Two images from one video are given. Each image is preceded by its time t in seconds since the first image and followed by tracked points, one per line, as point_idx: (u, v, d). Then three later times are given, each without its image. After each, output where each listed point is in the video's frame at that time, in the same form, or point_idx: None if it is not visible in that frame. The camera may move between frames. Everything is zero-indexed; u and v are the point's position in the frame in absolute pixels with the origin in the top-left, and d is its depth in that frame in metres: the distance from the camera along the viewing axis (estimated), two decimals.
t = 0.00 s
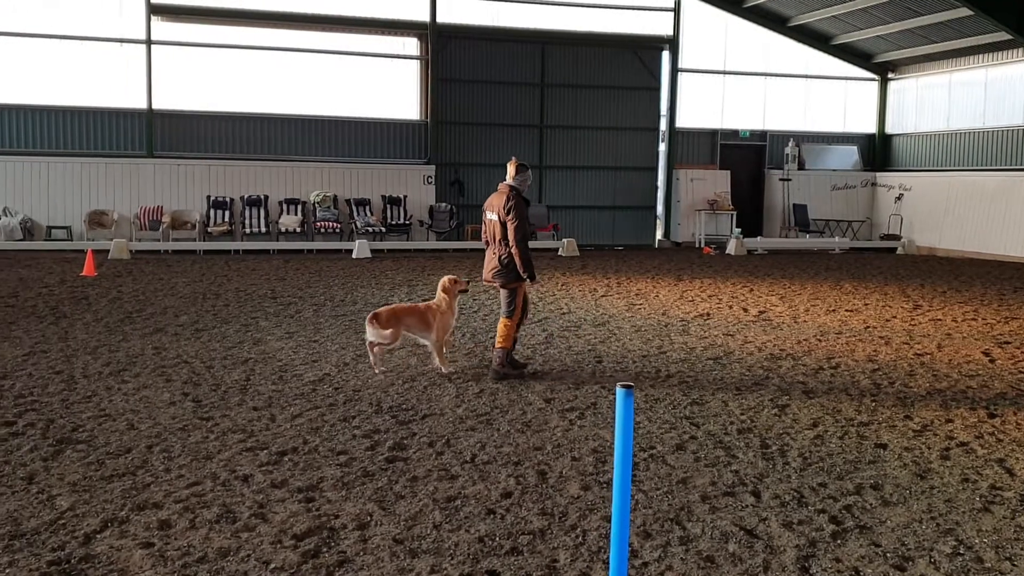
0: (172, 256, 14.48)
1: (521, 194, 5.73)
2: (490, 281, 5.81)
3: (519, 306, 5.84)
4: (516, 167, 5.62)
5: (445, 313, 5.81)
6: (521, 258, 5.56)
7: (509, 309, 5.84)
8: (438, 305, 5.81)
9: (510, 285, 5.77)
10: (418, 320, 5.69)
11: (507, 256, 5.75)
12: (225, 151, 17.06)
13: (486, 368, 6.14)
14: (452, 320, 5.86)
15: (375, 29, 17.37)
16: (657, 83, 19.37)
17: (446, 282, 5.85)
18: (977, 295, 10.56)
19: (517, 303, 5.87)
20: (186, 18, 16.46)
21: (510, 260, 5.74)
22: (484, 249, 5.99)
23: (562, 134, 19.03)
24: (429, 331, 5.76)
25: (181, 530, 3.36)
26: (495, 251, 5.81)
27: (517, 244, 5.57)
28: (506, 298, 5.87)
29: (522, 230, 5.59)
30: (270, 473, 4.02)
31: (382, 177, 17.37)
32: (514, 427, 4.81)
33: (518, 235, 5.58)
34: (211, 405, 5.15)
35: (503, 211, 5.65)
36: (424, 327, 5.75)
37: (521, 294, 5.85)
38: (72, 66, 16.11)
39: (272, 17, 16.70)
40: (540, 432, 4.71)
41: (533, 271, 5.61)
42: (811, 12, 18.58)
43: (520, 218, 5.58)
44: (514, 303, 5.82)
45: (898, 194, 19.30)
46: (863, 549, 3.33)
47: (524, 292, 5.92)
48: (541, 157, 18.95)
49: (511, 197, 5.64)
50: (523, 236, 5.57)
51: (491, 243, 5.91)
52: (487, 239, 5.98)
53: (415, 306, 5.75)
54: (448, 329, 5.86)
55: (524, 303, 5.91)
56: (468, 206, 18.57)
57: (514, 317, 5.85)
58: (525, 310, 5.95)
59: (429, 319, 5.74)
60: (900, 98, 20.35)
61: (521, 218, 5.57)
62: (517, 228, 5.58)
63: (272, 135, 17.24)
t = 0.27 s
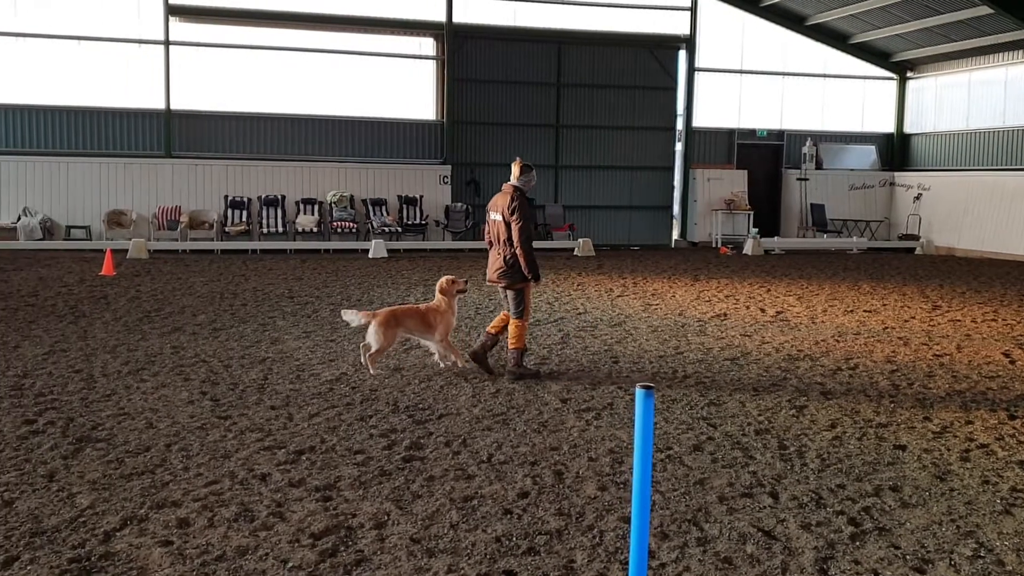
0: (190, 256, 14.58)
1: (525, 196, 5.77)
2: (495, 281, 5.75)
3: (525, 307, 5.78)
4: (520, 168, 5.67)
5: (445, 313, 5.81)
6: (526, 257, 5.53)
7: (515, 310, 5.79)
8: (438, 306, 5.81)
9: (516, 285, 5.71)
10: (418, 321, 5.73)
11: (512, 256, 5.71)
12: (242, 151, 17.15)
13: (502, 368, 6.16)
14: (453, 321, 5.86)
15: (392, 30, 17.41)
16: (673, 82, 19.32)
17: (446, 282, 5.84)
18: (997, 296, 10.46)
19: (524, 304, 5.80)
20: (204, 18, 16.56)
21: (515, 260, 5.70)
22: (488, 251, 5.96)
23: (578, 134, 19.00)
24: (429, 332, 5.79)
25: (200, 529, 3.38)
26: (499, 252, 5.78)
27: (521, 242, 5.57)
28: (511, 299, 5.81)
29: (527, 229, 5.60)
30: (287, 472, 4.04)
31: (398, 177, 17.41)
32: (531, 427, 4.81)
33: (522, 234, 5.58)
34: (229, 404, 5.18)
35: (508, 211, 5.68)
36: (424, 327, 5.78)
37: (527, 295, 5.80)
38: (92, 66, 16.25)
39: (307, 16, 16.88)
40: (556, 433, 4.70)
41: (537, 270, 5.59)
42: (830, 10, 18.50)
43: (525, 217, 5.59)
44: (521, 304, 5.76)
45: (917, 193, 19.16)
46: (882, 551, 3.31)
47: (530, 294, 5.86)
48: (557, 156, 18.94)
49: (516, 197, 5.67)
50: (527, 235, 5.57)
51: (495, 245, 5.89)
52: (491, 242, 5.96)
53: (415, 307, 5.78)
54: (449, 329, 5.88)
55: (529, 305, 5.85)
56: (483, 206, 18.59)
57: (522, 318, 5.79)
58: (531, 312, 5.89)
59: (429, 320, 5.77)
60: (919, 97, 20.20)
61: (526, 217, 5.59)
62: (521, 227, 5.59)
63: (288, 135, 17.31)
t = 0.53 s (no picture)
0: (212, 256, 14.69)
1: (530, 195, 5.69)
2: (497, 281, 5.76)
3: (532, 306, 5.80)
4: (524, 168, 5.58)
5: (449, 311, 5.83)
6: (528, 260, 5.50)
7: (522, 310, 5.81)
8: (442, 304, 5.84)
9: (519, 286, 5.71)
10: (421, 317, 5.78)
11: (515, 257, 5.69)
12: (264, 152, 17.27)
13: (523, 368, 6.17)
14: (458, 319, 5.86)
15: (412, 30, 17.46)
16: (695, 82, 19.24)
17: (449, 282, 5.84)
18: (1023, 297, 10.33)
19: (529, 304, 5.81)
20: (226, 19, 16.68)
21: (518, 261, 5.68)
22: (491, 249, 5.92)
23: (598, 134, 18.96)
24: (433, 330, 5.83)
25: (224, 527, 3.40)
26: (502, 252, 5.75)
27: (523, 244, 5.52)
28: (515, 299, 5.82)
29: (529, 231, 5.54)
30: (309, 471, 4.06)
31: (419, 177, 17.46)
32: (552, 427, 4.81)
33: (524, 236, 5.52)
34: (252, 403, 5.22)
35: (511, 211, 5.62)
36: (429, 325, 5.82)
37: (532, 295, 5.80)
38: (116, 67, 16.42)
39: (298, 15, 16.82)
40: (577, 433, 4.70)
41: (539, 272, 5.55)
42: (853, 8, 18.37)
43: (528, 219, 5.53)
44: (527, 304, 5.78)
45: (941, 193, 18.96)
46: (906, 554, 3.28)
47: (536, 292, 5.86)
48: (577, 156, 18.91)
49: (519, 198, 5.60)
50: (529, 237, 5.51)
51: (498, 244, 5.85)
52: (493, 240, 5.92)
53: (420, 306, 5.85)
54: (455, 328, 5.89)
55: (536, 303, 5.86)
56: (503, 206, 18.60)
57: (530, 317, 5.82)
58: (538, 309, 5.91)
59: (432, 317, 5.81)
60: (944, 96, 19.99)
61: (529, 219, 5.52)
62: (523, 229, 5.53)
63: (308, 136, 17.40)
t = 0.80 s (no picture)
0: (224, 254, 14.75)
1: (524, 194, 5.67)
2: (490, 280, 5.73)
3: (534, 303, 5.81)
4: (521, 167, 5.57)
5: (450, 311, 5.79)
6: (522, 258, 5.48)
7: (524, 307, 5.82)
8: (443, 302, 5.80)
9: (512, 285, 5.69)
10: (422, 316, 5.73)
11: (508, 255, 5.67)
12: (276, 152, 17.33)
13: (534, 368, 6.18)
14: (458, 317, 5.84)
15: (424, 30, 17.48)
16: (707, 81, 19.19)
17: (450, 280, 5.80)
18: None
19: (530, 301, 5.81)
20: (238, 19, 16.75)
21: (511, 260, 5.66)
22: (484, 248, 5.90)
23: (609, 133, 18.93)
24: (433, 329, 5.79)
25: (236, 526, 3.42)
26: (495, 250, 5.73)
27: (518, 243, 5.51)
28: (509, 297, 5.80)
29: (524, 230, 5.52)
30: (321, 470, 4.07)
31: (430, 176, 17.48)
32: (563, 427, 4.80)
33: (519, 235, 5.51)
34: (264, 401, 5.24)
35: (506, 210, 5.59)
36: (428, 324, 5.78)
37: (527, 293, 5.79)
38: (129, 65, 16.49)
39: (321, 18, 16.92)
40: (588, 433, 4.70)
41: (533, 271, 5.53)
42: (866, 7, 18.30)
43: (523, 217, 5.52)
44: (529, 302, 5.79)
45: (954, 193, 18.86)
46: (919, 555, 3.26)
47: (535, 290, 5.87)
48: (588, 156, 18.89)
49: (515, 197, 5.58)
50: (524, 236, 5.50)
51: (491, 243, 5.83)
52: (486, 239, 5.90)
53: (421, 303, 5.79)
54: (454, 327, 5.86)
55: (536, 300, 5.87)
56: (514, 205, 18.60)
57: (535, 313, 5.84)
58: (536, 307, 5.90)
59: (434, 317, 5.76)
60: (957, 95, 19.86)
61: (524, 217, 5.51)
62: (518, 228, 5.52)
63: (319, 135, 17.45)
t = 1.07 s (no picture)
0: (232, 254, 14.78)
1: (521, 193, 5.67)
2: (489, 279, 5.74)
3: (526, 303, 5.74)
4: (515, 166, 5.55)
5: (448, 311, 5.79)
6: (519, 257, 5.47)
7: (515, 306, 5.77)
8: (440, 303, 5.79)
9: (511, 284, 5.69)
10: (421, 317, 5.71)
11: (505, 254, 5.67)
12: (284, 152, 17.37)
13: (541, 368, 6.18)
14: (454, 318, 5.84)
15: (431, 30, 17.49)
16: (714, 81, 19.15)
17: (448, 281, 5.80)
18: None
19: (523, 300, 5.76)
20: (246, 19, 16.79)
21: (509, 259, 5.66)
22: (481, 248, 5.91)
23: (616, 133, 18.91)
24: (430, 328, 5.79)
25: (243, 525, 3.42)
26: (492, 250, 5.73)
27: (514, 242, 5.50)
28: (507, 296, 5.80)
29: (520, 229, 5.52)
30: (328, 469, 4.07)
31: (437, 176, 17.48)
32: (570, 427, 4.80)
33: (516, 234, 5.50)
34: (271, 401, 5.25)
35: (502, 210, 5.59)
36: (426, 324, 5.77)
37: (523, 292, 5.77)
38: (137, 65, 16.53)
39: (327, 15, 16.92)
40: (595, 433, 4.69)
41: (531, 269, 5.52)
42: (875, 7, 18.27)
43: (519, 216, 5.51)
44: (522, 301, 5.73)
45: (962, 193, 18.78)
46: (928, 557, 3.24)
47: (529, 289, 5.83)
48: (595, 155, 18.87)
49: (510, 196, 5.57)
50: (520, 235, 5.49)
51: (488, 243, 5.83)
52: (484, 238, 5.90)
53: (417, 304, 5.75)
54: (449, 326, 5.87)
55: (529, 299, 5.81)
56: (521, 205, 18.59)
57: (525, 313, 5.73)
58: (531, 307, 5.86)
59: (432, 317, 5.76)
60: (966, 95, 19.78)
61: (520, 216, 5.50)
62: (514, 227, 5.51)
63: (326, 135, 17.48)
